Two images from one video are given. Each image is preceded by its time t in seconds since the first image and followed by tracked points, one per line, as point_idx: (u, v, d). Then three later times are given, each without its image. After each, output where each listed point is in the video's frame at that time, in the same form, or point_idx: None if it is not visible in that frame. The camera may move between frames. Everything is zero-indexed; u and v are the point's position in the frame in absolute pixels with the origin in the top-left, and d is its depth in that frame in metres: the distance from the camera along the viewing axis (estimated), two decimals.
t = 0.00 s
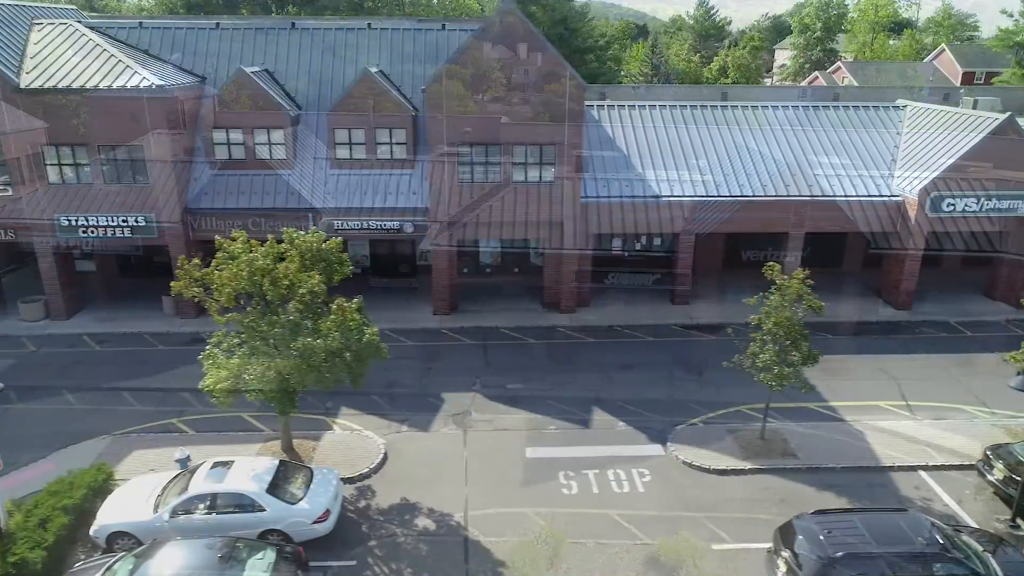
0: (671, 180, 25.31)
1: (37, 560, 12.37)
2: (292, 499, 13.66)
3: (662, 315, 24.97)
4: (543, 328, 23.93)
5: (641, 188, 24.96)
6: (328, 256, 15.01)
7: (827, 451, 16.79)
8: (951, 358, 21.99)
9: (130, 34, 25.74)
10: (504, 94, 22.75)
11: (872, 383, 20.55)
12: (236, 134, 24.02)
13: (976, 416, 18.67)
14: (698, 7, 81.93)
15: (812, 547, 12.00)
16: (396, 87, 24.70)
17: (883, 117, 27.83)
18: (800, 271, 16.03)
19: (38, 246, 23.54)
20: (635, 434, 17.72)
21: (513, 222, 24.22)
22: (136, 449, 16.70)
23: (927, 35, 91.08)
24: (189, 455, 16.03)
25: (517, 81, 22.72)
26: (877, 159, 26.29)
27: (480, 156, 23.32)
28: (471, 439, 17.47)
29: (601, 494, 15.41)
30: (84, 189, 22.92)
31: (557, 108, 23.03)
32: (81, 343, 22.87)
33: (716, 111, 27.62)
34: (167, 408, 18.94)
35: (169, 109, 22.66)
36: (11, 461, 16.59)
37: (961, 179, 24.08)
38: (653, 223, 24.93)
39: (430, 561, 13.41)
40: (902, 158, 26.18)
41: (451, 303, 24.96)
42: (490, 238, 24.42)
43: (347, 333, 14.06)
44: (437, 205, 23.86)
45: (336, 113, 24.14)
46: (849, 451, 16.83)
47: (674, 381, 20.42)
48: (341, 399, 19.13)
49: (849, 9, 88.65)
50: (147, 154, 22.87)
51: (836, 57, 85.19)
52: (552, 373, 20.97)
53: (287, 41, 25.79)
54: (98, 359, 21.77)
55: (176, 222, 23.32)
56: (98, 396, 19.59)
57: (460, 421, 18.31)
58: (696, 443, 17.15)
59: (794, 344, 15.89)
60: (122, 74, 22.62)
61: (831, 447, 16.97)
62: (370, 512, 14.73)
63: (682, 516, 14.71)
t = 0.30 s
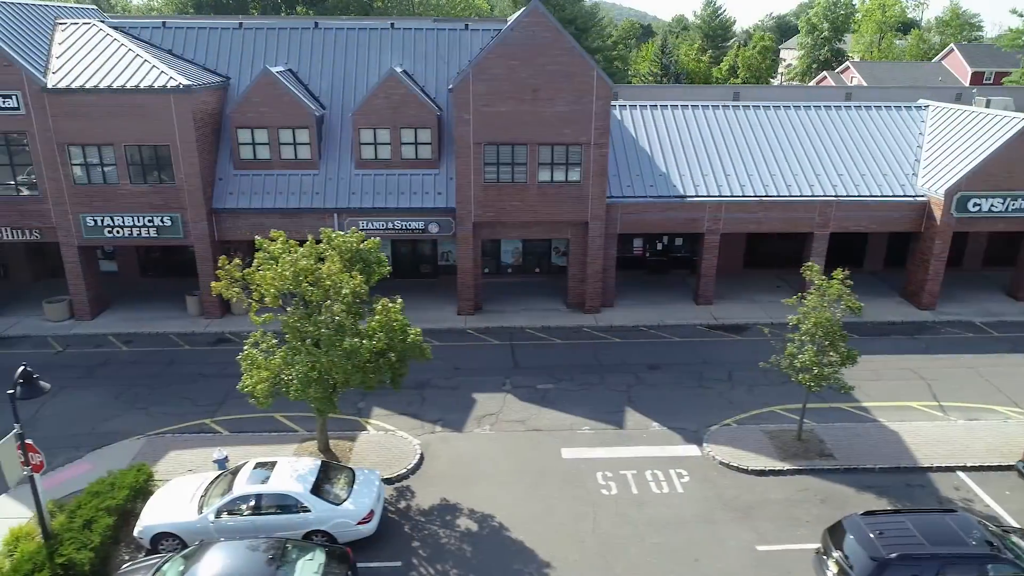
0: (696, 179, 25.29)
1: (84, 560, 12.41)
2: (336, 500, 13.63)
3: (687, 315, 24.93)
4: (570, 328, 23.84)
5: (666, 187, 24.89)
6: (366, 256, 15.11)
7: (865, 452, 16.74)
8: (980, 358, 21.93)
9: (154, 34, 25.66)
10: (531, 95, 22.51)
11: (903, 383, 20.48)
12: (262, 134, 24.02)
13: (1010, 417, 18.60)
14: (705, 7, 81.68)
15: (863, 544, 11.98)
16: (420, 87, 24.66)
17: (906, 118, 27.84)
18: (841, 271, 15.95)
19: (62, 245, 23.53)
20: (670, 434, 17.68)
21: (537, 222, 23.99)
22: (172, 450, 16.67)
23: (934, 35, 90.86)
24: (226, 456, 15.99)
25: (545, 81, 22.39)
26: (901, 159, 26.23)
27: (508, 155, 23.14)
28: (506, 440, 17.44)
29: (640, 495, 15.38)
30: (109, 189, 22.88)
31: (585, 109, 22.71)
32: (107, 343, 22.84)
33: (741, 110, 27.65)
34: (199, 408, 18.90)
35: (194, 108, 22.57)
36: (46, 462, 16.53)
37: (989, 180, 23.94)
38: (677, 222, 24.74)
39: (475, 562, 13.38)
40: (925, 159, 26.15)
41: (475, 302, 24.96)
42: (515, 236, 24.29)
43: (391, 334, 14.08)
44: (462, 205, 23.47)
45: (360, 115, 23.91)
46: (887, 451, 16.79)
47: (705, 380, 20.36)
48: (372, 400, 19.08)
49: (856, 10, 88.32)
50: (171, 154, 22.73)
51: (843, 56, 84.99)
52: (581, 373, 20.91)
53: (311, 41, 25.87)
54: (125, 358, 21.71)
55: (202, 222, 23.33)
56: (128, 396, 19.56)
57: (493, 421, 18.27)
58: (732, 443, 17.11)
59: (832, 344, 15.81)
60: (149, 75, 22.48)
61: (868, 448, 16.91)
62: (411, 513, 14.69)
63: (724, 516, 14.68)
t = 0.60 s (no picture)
0: (720, 179, 25.23)
1: (129, 561, 12.37)
2: (379, 502, 13.57)
3: (712, 316, 24.88)
4: (595, 328, 23.72)
5: (689, 188, 24.84)
6: (403, 256, 15.12)
7: (901, 454, 16.67)
8: (1008, 358, 21.88)
9: (177, 35, 25.62)
10: (557, 95, 22.46)
11: (933, 384, 20.43)
12: (287, 134, 23.96)
13: None
14: (712, 7, 81.54)
15: (915, 545, 11.93)
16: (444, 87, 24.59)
17: (927, 118, 27.80)
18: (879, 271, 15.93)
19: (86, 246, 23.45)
20: (705, 436, 17.61)
21: (562, 222, 23.97)
22: (207, 451, 16.61)
23: (940, 35, 90.75)
24: (263, 457, 15.93)
25: (572, 81, 22.34)
26: (924, 159, 26.19)
27: (533, 155, 23.07)
28: (541, 441, 17.39)
29: (680, 496, 15.33)
30: (135, 189, 22.87)
31: (611, 109, 22.66)
32: (133, 343, 22.79)
33: (763, 110, 27.60)
34: (230, 408, 18.85)
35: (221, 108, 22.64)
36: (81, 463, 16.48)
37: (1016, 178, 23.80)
38: (701, 223, 24.62)
39: (519, 564, 13.33)
40: (949, 158, 26.10)
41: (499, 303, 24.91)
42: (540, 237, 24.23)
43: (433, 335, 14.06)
44: (487, 206, 23.43)
45: (384, 115, 23.84)
46: (924, 452, 16.74)
47: (734, 381, 20.31)
48: (404, 401, 19.02)
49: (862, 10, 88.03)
50: (196, 156, 22.76)
51: (850, 56, 84.85)
52: (609, 374, 20.83)
53: (335, 44, 25.86)
54: (152, 359, 21.65)
55: (227, 223, 23.30)
56: (158, 396, 19.50)
57: (526, 422, 18.21)
58: (768, 444, 17.05)
59: (870, 345, 15.74)
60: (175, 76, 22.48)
61: (904, 450, 16.84)
62: (452, 514, 14.65)
63: (765, 518, 14.63)
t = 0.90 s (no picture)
0: (744, 179, 25.12)
1: (174, 563, 12.33)
2: (422, 504, 13.50)
3: (736, 317, 24.82)
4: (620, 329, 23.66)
5: (714, 188, 24.73)
6: (441, 257, 15.07)
7: (939, 456, 16.59)
8: None
9: (199, 34, 25.53)
10: (584, 95, 22.38)
11: (964, 385, 20.35)
12: (311, 134, 23.88)
13: None
14: (720, 6, 81.46)
15: (968, 548, 11.84)
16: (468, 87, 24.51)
17: (950, 118, 27.72)
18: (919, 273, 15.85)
19: (110, 247, 23.37)
20: (739, 438, 17.54)
21: (587, 223, 23.90)
22: (242, 452, 16.55)
23: (947, 34, 90.72)
24: (300, 459, 15.87)
25: (599, 81, 22.25)
26: (948, 159, 26.11)
27: (559, 155, 23.01)
28: (575, 442, 17.31)
29: (719, 499, 15.26)
30: (160, 189, 22.80)
31: (638, 109, 22.57)
32: (157, 344, 22.71)
33: (785, 110, 27.50)
34: (260, 409, 18.78)
35: (246, 108, 22.56)
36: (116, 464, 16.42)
37: None
38: (726, 223, 24.54)
39: (563, 567, 13.25)
40: (974, 159, 26.02)
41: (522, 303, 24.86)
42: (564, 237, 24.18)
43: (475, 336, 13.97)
44: (512, 206, 23.36)
45: (409, 115, 23.73)
46: (961, 454, 16.67)
47: (764, 382, 20.22)
48: (434, 403, 18.93)
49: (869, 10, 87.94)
50: (221, 157, 22.66)
51: (858, 56, 84.78)
52: (638, 375, 20.75)
53: (359, 43, 25.81)
54: (178, 360, 21.57)
55: (252, 223, 23.22)
56: (187, 397, 19.42)
57: (559, 424, 18.12)
58: (804, 447, 16.98)
59: (909, 347, 15.64)
60: (201, 75, 22.36)
61: (941, 452, 16.76)
62: (492, 516, 14.58)
63: (807, 521, 14.56)
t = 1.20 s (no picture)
0: (769, 179, 25.03)
1: (220, 567, 12.27)
2: (465, 507, 13.42)
3: (760, 318, 24.73)
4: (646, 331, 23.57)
5: (738, 188, 24.65)
6: (479, 258, 15.00)
7: (976, 459, 16.50)
8: None
9: (221, 35, 25.45)
10: (610, 96, 22.31)
11: (994, 387, 20.26)
12: (335, 134, 23.81)
13: None
14: (727, 6, 81.38)
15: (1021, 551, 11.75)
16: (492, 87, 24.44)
17: (972, 118, 27.64)
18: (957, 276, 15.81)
19: (134, 248, 23.30)
20: (773, 440, 17.45)
21: (611, 224, 23.83)
22: (276, 454, 16.46)
23: (954, 34, 90.58)
24: (336, 462, 15.78)
25: (625, 81, 22.18)
26: (971, 160, 26.03)
27: (584, 156, 22.94)
28: (609, 444, 17.23)
29: (758, 501, 15.18)
30: (184, 190, 22.72)
31: (664, 109, 22.49)
32: (182, 345, 22.63)
33: (807, 110, 27.45)
34: (290, 411, 18.69)
35: (271, 108, 22.48)
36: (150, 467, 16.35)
37: None
38: (752, 223, 24.44)
39: (607, 570, 13.17)
40: (998, 159, 25.93)
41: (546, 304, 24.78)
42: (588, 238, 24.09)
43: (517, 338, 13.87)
44: (537, 207, 23.30)
45: (433, 115, 23.66)
46: (998, 456, 16.58)
47: (794, 384, 20.14)
48: (465, 405, 18.84)
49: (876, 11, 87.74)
50: (246, 157, 22.57)
51: (865, 56, 84.60)
52: (667, 376, 20.67)
53: (382, 43, 25.74)
54: (204, 361, 21.49)
55: (276, 224, 23.15)
56: (216, 398, 19.34)
57: (591, 426, 18.02)
58: (840, 449, 16.89)
59: (947, 349, 15.55)
60: (226, 75, 22.27)
61: (978, 455, 16.66)
62: (532, 519, 14.50)
63: (848, 524, 14.47)
